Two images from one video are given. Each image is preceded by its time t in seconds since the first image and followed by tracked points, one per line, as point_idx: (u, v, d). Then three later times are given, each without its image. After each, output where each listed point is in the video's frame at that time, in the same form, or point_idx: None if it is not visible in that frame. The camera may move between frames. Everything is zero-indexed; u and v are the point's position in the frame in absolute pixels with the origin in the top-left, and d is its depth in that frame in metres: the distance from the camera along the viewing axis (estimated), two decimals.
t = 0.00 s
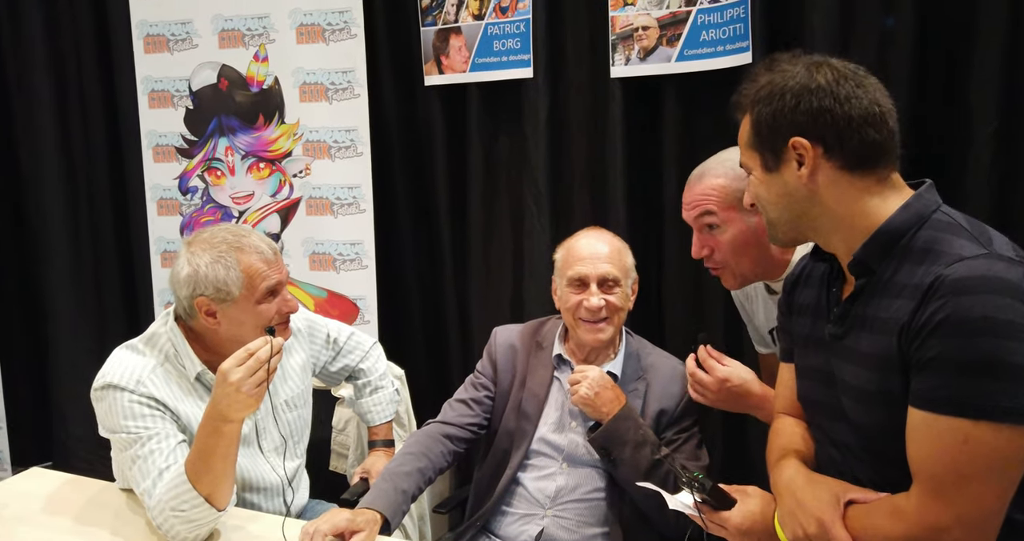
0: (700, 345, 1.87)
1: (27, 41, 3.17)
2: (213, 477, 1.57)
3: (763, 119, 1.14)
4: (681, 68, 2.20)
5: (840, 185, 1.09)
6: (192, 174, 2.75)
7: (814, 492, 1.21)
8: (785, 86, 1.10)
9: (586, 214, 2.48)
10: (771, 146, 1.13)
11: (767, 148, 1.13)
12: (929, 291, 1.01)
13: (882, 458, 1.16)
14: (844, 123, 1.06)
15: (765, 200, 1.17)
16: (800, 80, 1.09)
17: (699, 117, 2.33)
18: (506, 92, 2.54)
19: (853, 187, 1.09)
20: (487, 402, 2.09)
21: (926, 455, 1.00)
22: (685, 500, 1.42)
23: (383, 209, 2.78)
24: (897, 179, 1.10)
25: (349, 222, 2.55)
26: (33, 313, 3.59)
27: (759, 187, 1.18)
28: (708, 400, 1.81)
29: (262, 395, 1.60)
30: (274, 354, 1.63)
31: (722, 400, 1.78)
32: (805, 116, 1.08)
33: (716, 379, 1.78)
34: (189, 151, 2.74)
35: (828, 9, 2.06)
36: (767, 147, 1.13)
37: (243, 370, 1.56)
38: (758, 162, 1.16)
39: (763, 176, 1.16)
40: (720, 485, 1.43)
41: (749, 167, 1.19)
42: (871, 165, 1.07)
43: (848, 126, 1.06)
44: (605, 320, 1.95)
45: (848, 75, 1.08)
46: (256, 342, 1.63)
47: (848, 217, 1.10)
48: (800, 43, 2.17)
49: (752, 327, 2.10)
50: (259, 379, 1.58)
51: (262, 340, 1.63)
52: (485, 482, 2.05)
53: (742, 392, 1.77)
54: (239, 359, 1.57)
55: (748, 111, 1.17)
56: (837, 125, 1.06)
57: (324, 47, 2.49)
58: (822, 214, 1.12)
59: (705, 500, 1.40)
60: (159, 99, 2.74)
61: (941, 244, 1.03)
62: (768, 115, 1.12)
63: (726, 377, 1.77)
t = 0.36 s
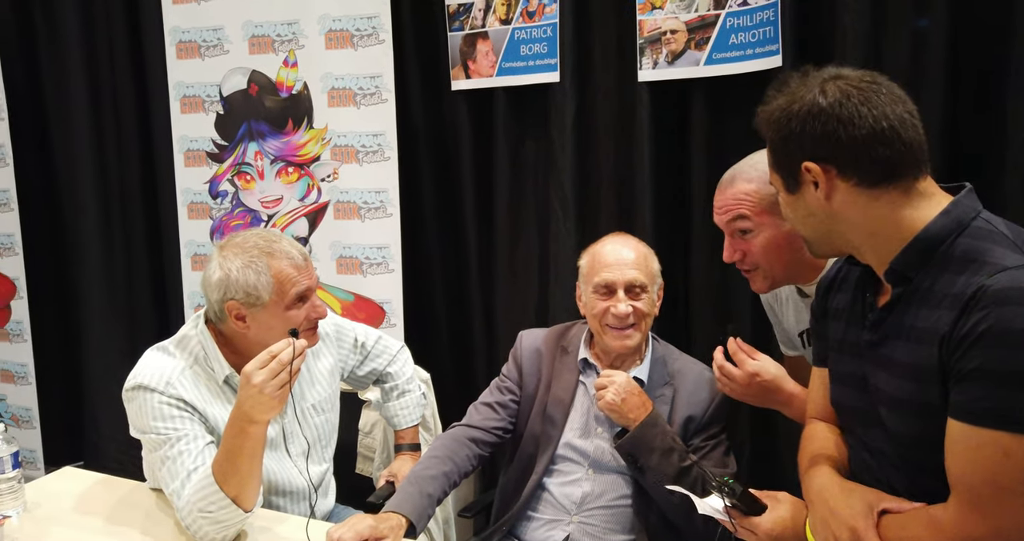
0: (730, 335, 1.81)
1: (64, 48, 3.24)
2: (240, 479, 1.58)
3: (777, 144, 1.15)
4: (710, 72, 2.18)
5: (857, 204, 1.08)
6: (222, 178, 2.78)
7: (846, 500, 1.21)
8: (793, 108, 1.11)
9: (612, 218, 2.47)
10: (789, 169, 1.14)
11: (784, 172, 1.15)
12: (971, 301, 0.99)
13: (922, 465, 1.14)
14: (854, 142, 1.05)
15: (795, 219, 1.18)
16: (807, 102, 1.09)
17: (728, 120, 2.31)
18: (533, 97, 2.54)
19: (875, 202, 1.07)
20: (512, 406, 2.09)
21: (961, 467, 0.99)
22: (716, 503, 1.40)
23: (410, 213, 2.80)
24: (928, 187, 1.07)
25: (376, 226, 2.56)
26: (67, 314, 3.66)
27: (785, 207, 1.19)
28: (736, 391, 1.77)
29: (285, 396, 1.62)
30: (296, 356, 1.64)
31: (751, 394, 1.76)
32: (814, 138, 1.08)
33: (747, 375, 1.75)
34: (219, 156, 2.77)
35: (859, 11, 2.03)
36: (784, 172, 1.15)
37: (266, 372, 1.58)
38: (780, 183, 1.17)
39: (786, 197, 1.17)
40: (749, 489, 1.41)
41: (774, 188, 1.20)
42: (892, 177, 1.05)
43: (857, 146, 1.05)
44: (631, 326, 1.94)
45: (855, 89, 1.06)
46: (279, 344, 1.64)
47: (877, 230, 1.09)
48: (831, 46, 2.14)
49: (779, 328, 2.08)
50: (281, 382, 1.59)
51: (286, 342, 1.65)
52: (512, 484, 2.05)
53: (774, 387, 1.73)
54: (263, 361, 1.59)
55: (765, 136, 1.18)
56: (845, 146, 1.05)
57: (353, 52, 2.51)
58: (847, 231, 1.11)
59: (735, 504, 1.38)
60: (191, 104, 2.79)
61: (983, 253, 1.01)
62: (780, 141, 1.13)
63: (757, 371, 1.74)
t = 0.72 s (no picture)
0: (745, 342, 1.79)
1: (87, 52, 3.29)
2: (258, 476, 1.59)
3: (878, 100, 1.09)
4: (729, 73, 2.17)
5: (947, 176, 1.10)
6: (242, 180, 2.81)
7: (883, 500, 1.20)
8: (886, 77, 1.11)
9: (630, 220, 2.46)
10: (895, 127, 1.08)
11: (892, 128, 1.08)
12: (1005, 288, 1.02)
13: (955, 465, 1.14)
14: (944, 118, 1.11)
15: (884, 183, 1.08)
16: (903, 74, 1.13)
17: (746, 122, 2.30)
18: (550, 98, 2.54)
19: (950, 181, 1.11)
20: (528, 408, 2.09)
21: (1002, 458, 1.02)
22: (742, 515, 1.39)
23: (428, 214, 2.80)
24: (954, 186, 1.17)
25: (394, 227, 2.57)
26: (89, 315, 3.71)
27: (874, 168, 1.08)
28: (755, 398, 1.75)
29: (301, 396, 1.63)
30: (313, 356, 1.65)
31: (770, 400, 1.74)
32: (920, 102, 1.09)
33: (766, 380, 1.73)
34: (239, 157, 2.80)
35: (880, 11, 2.01)
36: (888, 128, 1.08)
37: (282, 372, 1.59)
38: (875, 141, 1.08)
39: (883, 156, 1.08)
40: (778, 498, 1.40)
41: (861, 147, 1.09)
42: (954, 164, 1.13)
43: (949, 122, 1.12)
44: (651, 330, 1.92)
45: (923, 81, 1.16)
46: (296, 344, 1.65)
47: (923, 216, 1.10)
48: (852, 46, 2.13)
49: (795, 330, 2.07)
50: (298, 382, 1.60)
51: (301, 342, 1.65)
52: (527, 489, 2.04)
53: (795, 392, 1.72)
54: (279, 361, 1.60)
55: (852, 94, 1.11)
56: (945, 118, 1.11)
57: (371, 55, 2.53)
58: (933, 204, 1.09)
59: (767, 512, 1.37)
60: (211, 107, 2.81)
61: (1012, 244, 1.05)
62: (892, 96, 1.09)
63: (778, 376, 1.72)
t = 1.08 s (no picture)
0: (755, 338, 1.77)
1: (98, 52, 3.31)
2: (265, 475, 1.59)
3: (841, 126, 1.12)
4: (738, 72, 2.16)
5: (926, 187, 1.08)
6: (251, 179, 2.82)
7: (884, 504, 1.20)
8: (860, 91, 1.10)
9: (638, 220, 2.46)
10: (855, 152, 1.10)
11: (849, 154, 1.11)
12: (1008, 288, 1.02)
13: (961, 465, 1.14)
14: (929, 124, 1.06)
15: (846, 209, 1.14)
16: (874, 84, 1.10)
17: (755, 121, 2.29)
18: (558, 98, 2.54)
19: (938, 188, 1.08)
20: (536, 408, 2.09)
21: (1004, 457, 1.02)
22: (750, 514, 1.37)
23: (436, 214, 2.81)
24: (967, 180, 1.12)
25: (401, 227, 2.57)
26: (99, 313, 3.73)
27: (837, 196, 1.14)
28: (761, 396, 1.76)
29: (311, 395, 1.63)
30: (323, 355, 1.66)
31: (776, 399, 1.74)
32: (890, 117, 1.07)
33: (772, 379, 1.73)
34: (248, 157, 2.81)
35: (890, 10, 2.00)
36: (846, 153, 1.11)
37: (293, 371, 1.60)
38: (838, 169, 1.13)
39: (844, 183, 1.12)
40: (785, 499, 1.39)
41: (825, 176, 1.15)
42: (952, 167, 1.08)
43: (933, 124, 1.06)
44: (662, 326, 1.92)
45: (921, 78, 1.10)
46: (306, 343, 1.66)
47: (929, 214, 1.09)
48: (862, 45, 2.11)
49: (802, 329, 2.04)
50: (308, 381, 1.61)
51: (312, 341, 1.66)
52: (535, 487, 2.04)
53: (801, 391, 1.71)
54: (290, 360, 1.61)
55: (817, 120, 1.15)
56: (924, 123, 1.06)
57: (380, 54, 2.53)
58: (908, 219, 1.10)
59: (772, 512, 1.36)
60: (220, 107, 2.83)
61: (1018, 244, 1.04)
62: (849, 120, 1.10)
63: (783, 375, 1.72)
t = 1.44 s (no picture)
0: (755, 343, 1.80)
1: (105, 52, 3.32)
2: (270, 475, 1.60)
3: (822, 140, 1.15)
4: (742, 73, 2.16)
5: (911, 196, 1.09)
6: (256, 179, 2.83)
7: (884, 504, 1.20)
8: (842, 102, 1.12)
9: (642, 220, 2.46)
10: (837, 163, 1.13)
11: (830, 167, 1.14)
12: (1014, 294, 1.02)
13: (963, 466, 1.14)
14: (908, 134, 1.07)
15: (837, 218, 1.17)
16: (855, 96, 1.11)
17: (760, 122, 2.29)
18: (563, 98, 2.54)
19: (926, 195, 1.08)
20: (540, 408, 2.09)
21: (1007, 458, 1.01)
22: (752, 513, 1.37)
23: (440, 214, 2.81)
24: (966, 183, 1.10)
25: (406, 227, 2.58)
26: (105, 313, 3.74)
27: (827, 205, 1.17)
28: (764, 401, 1.76)
29: (316, 395, 1.64)
30: (328, 355, 1.66)
31: (779, 405, 1.74)
32: (868, 130, 1.09)
33: (772, 384, 1.73)
34: (253, 157, 2.82)
35: (894, 10, 2.00)
36: (829, 165, 1.14)
37: (299, 370, 1.60)
38: (824, 180, 1.16)
39: (829, 194, 1.16)
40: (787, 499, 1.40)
41: (814, 186, 1.18)
42: (941, 173, 1.07)
43: (913, 135, 1.06)
44: (657, 330, 1.91)
45: (906, 85, 1.10)
46: (312, 342, 1.66)
47: (930, 217, 1.09)
48: (867, 46, 2.11)
49: (803, 332, 2.04)
50: (314, 379, 1.62)
51: (317, 340, 1.66)
52: (539, 486, 2.04)
53: (802, 396, 1.72)
54: (295, 360, 1.61)
55: (805, 132, 1.18)
56: (901, 136, 1.07)
57: (385, 55, 2.54)
58: (897, 227, 1.12)
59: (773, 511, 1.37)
60: (226, 107, 2.84)
61: None
62: (827, 135, 1.13)
63: (785, 382, 1.72)
